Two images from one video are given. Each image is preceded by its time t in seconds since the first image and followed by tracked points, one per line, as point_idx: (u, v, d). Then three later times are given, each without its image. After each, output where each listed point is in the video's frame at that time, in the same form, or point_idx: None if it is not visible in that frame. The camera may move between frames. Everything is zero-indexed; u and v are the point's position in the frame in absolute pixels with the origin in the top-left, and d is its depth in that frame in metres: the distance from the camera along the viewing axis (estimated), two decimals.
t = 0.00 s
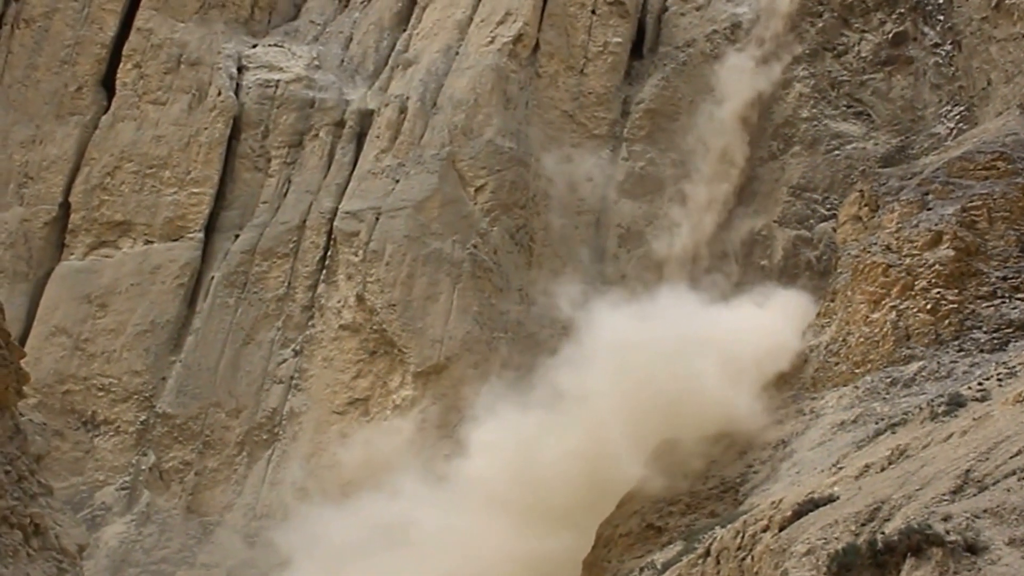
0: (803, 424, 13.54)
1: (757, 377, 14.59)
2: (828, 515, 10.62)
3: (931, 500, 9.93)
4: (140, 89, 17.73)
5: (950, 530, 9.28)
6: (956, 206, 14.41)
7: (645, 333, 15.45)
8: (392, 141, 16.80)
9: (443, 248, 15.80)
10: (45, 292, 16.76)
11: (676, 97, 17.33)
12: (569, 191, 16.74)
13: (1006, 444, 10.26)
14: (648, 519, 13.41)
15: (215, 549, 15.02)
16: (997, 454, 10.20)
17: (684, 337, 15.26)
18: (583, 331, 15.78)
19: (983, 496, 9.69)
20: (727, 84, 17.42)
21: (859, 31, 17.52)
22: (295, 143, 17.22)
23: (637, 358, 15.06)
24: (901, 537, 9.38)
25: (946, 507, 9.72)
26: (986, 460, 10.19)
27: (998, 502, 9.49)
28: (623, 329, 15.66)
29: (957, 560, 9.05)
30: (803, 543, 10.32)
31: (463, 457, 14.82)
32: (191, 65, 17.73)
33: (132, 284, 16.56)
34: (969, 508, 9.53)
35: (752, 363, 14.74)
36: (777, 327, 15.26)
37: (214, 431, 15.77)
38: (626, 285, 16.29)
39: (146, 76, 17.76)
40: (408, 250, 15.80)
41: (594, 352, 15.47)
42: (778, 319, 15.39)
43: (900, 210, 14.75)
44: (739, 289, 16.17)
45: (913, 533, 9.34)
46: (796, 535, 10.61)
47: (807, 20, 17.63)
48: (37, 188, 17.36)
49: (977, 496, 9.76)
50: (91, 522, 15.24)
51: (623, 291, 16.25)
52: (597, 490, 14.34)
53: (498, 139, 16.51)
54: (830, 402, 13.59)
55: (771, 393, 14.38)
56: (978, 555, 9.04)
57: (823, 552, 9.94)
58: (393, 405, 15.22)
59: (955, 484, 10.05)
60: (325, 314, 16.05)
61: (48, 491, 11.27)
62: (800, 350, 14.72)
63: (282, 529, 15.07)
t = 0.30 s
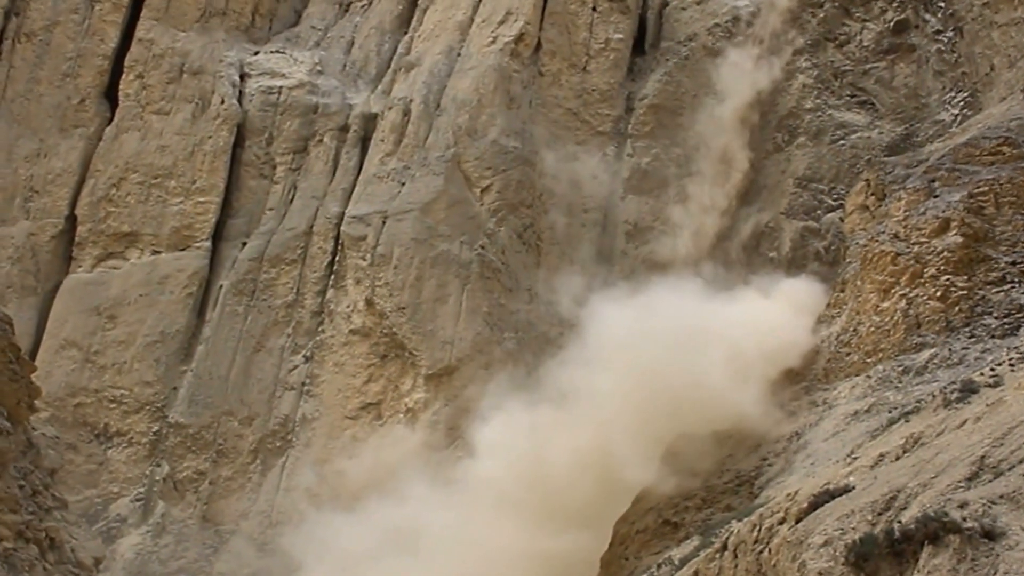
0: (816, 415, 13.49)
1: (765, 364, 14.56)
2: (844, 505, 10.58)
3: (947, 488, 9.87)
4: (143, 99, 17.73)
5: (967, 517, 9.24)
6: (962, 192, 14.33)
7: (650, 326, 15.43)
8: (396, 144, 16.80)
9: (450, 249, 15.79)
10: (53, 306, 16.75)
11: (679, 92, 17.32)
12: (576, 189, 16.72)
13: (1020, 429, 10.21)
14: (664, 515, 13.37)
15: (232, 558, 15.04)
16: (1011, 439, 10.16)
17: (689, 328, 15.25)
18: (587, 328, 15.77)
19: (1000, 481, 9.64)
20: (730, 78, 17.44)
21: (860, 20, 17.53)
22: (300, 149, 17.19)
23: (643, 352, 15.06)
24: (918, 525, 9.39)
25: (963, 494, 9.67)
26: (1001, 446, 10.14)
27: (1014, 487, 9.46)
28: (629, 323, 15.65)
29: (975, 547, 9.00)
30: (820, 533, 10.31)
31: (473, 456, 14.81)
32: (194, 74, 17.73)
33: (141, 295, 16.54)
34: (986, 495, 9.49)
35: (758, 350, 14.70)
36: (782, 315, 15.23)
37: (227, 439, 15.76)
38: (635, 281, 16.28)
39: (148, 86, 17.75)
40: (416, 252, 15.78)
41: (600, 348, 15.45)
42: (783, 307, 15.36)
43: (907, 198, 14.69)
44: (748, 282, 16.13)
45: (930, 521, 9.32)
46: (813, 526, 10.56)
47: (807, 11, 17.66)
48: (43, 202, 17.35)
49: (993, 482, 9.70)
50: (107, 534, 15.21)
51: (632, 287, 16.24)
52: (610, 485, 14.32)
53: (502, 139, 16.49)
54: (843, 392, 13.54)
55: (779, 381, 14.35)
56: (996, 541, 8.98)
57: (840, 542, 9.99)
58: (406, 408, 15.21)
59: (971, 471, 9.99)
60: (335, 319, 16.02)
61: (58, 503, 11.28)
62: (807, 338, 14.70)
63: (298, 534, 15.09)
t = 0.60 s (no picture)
0: (827, 410, 13.56)
1: (771, 356, 14.53)
2: (858, 499, 10.56)
3: (960, 479, 9.78)
4: (146, 111, 17.73)
5: (980, 507, 9.17)
6: (968, 182, 14.16)
7: (654, 317, 15.42)
8: (400, 149, 16.78)
9: (457, 253, 15.77)
10: (61, 319, 16.77)
11: (682, 89, 17.32)
12: (581, 189, 16.70)
13: None
14: (677, 513, 13.57)
15: (247, 567, 15.02)
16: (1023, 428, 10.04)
17: (692, 317, 15.25)
18: (591, 319, 15.76)
19: (1013, 471, 9.52)
20: (733, 74, 17.44)
21: (861, 13, 17.55)
22: (304, 156, 17.19)
23: (647, 342, 15.05)
24: (931, 518, 9.36)
25: (977, 485, 9.57)
26: (1013, 435, 10.02)
27: None
28: (633, 316, 15.60)
29: (989, 538, 8.94)
30: (834, 527, 10.34)
31: (481, 452, 14.79)
32: (196, 84, 17.73)
33: (149, 306, 16.55)
34: (1000, 485, 9.37)
35: (763, 338, 14.72)
36: (786, 304, 15.29)
37: (238, 448, 15.74)
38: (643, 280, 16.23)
39: (151, 97, 17.75)
40: (422, 257, 15.74)
41: (603, 339, 15.45)
42: (787, 295, 15.42)
43: (912, 190, 14.54)
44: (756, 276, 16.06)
45: (944, 513, 9.29)
46: (827, 520, 10.58)
47: (808, 6, 17.65)
48: (48, 216, 17.35)
49: (1006, 472, 9.60)
50: (120, 546, 15.20)
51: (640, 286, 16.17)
52: (619, 477, 14.37)
53: (506, 141, 16.47)
54: (852, 386, 13.59)
55: (787, 371, 14.42)
56: (1010, 531, 8.91)
57: (854, 536, 10.00)
58: (417, 412, 15.16)
59: (983, 461, 9.90)
60: (343, 325, 15.99)
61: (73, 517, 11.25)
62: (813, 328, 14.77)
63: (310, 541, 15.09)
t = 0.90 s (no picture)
0: (835, 409, 13.43)
1: (776, 354, 14.44)
2: (867, 497, 10.54)
3: (970, 475, 9.69)
4: (149, 122, 17.72)
5: (991, 502, 9.09)
6: (972, 178, 14.09)
7: (656, 317, 15.34)
8: (404, 155, 16.79)
9: (462, 258, 15.77)
10: (68, 333, 16.81)
11: (683, 91, 17.33)
12: (585, 193, 16.71)
13: None
14: (688, 515, 13.45)
15: None
16: None
17: (695, 319, 15.19)
18: (593, 322, 15.71)
19: None
20: (735, 75, 17.47)
21: (861, 11, 17.50)
22: (308, 165, 17.19)
23: (650, 345, 14.98)
24: (942, 514, 9.33)
25: (987, 480, 9.48)
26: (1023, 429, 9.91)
27: None
28: (635, 317, 15.51)
29: (1001, 534, 8.86)
30: (845, 526, 10.34)
31: (487, 457, 14.73)
32: (198, 95, 17.73)
33: (155, 318, 16.59)
34: (1011, 480, 9.28)
35: (767, 337, 14.64)
36: (789, 302, 15.23)
37: (248, 459, 15.74)
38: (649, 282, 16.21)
39: (154, 109, 17.75)
40: (428, 263, 15.72)
41: (606, 342, 15.38)
42: (789, 294, 15.37)
43: (917, 187, 14.47)
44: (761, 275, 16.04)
45: (955, 509, 9.24)
46: (838, 519, 10.56)
47: (807, 5, 17.57)
48: (53, 230, 17.37)
49: (1016, 467, 9.50)
50: (131, 560, 15.19)
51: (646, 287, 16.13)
52: (625, 480, 14.33)
53: (509, 146, 16.47)
54: (860, 384, 13.48)
55: (790, 367, 14.31)
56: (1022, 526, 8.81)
57: (865, 534, 10.01)
58: (426, 419, 15.16)
59: (993, 456, 9.79)
60: (350, 333, 16.00)
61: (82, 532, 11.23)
62: (818, 327, 14.71)
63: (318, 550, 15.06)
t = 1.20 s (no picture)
0: (841, 411, 13.38)
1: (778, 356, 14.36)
2: (875, 499, 10.53)
3: (978, 475, 9.66)
4: (151, 135, 17.81)
5: (999, 503, 9.06)
6: (975, 179, 13.85)
7: (657, 323, 15.28)
8: (406, 164, 16.81)
9: (467, 266, 15.75)
10: (72, 347, 16.88)
11: (684, 96, 17.36)
12: (588, 199, 16.70)
13: None
14: (696, 520, 13.43)
15: None
16: None
17: (695, 323, 15.13)
18: (592, 327, 15.62)
19: None
20: (736, 79, 17.49)
21: (861, 13, 17.39)
22: (310, 175, 17.25)
23: (652, 351, 14.92)
24: (950, 515, 9.30)
25: (995, 480, 9.44)
26: None
27: None
28: (636, 322, 15.45)
29: (1009, 534, 8.83)
30: (853, 529, 10.32)
31: (490, 466, 14.65)
32: (200, 107, 17.79)
33: (160, 330, 16.63)
34: (1018, 480, 9.23)
35: (768, 340, 14.56)
36: (790, 302, 15.14)
37: (255, 470, 15.74)
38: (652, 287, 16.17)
39: (155, 122, 17.83)
40: (432, 272, 15.71)
41: (606, 349, 15.31)
42: (790, 294, 15.27)
43: (919, 188, 14.25)
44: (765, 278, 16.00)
45: (962, 510, 9.22)
46: (846, 522, 10.55)
47: (808, 7, 17.49)
48: (57, 244, 17.48)
49: None
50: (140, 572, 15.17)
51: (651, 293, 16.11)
52: (630, 486, 14.22)
53: (511, 153, 16.48)
54: (866, 385, 13.42)
55: (791, 367, 14.22)
56: None
57: (873, 537, 9.98)
58: (431, 428, 15.14)
59: (1000, 457, 9.73)
60: (355, 343, 15.99)
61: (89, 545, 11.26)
62: (821, 326, 14.66)
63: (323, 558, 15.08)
